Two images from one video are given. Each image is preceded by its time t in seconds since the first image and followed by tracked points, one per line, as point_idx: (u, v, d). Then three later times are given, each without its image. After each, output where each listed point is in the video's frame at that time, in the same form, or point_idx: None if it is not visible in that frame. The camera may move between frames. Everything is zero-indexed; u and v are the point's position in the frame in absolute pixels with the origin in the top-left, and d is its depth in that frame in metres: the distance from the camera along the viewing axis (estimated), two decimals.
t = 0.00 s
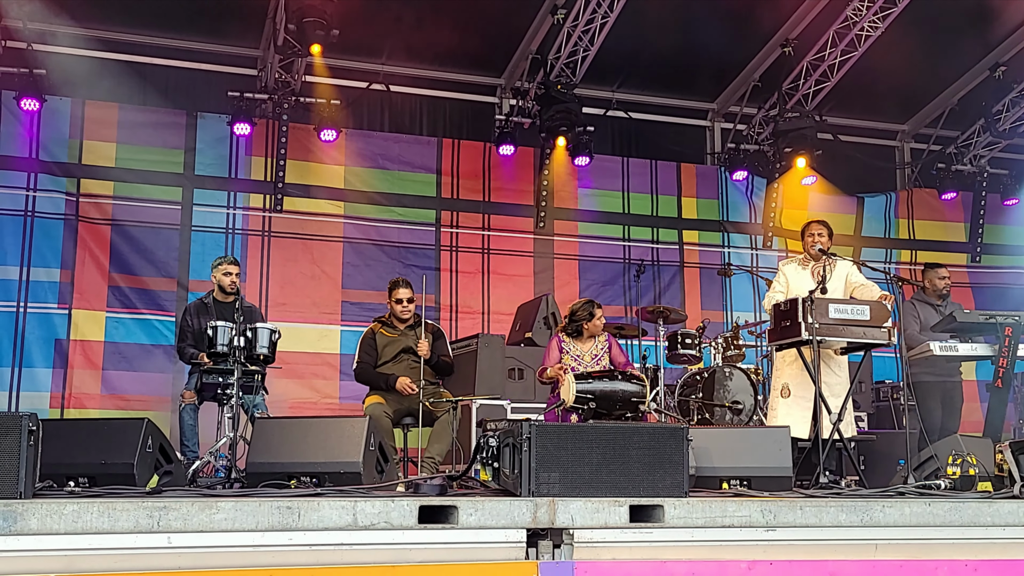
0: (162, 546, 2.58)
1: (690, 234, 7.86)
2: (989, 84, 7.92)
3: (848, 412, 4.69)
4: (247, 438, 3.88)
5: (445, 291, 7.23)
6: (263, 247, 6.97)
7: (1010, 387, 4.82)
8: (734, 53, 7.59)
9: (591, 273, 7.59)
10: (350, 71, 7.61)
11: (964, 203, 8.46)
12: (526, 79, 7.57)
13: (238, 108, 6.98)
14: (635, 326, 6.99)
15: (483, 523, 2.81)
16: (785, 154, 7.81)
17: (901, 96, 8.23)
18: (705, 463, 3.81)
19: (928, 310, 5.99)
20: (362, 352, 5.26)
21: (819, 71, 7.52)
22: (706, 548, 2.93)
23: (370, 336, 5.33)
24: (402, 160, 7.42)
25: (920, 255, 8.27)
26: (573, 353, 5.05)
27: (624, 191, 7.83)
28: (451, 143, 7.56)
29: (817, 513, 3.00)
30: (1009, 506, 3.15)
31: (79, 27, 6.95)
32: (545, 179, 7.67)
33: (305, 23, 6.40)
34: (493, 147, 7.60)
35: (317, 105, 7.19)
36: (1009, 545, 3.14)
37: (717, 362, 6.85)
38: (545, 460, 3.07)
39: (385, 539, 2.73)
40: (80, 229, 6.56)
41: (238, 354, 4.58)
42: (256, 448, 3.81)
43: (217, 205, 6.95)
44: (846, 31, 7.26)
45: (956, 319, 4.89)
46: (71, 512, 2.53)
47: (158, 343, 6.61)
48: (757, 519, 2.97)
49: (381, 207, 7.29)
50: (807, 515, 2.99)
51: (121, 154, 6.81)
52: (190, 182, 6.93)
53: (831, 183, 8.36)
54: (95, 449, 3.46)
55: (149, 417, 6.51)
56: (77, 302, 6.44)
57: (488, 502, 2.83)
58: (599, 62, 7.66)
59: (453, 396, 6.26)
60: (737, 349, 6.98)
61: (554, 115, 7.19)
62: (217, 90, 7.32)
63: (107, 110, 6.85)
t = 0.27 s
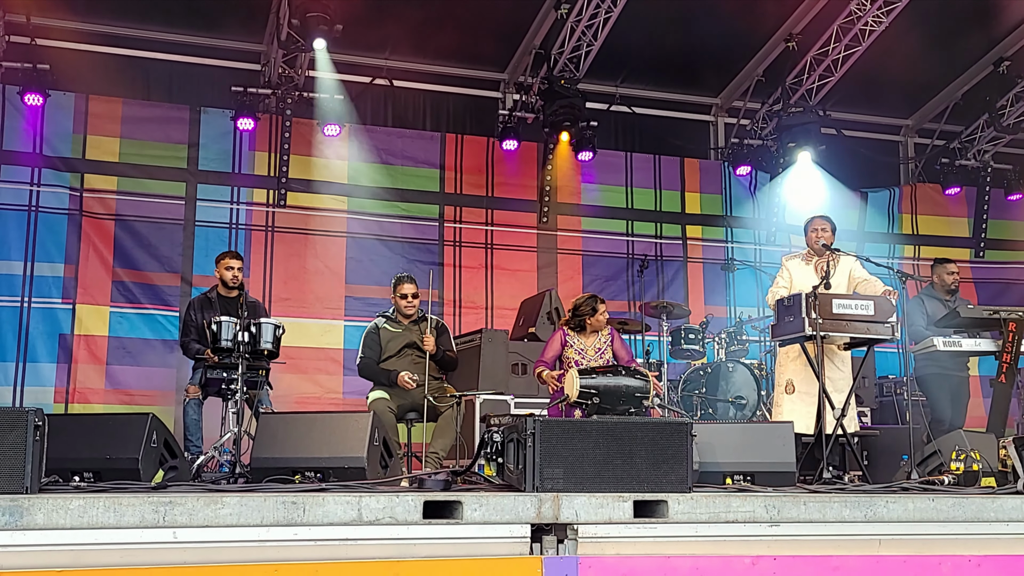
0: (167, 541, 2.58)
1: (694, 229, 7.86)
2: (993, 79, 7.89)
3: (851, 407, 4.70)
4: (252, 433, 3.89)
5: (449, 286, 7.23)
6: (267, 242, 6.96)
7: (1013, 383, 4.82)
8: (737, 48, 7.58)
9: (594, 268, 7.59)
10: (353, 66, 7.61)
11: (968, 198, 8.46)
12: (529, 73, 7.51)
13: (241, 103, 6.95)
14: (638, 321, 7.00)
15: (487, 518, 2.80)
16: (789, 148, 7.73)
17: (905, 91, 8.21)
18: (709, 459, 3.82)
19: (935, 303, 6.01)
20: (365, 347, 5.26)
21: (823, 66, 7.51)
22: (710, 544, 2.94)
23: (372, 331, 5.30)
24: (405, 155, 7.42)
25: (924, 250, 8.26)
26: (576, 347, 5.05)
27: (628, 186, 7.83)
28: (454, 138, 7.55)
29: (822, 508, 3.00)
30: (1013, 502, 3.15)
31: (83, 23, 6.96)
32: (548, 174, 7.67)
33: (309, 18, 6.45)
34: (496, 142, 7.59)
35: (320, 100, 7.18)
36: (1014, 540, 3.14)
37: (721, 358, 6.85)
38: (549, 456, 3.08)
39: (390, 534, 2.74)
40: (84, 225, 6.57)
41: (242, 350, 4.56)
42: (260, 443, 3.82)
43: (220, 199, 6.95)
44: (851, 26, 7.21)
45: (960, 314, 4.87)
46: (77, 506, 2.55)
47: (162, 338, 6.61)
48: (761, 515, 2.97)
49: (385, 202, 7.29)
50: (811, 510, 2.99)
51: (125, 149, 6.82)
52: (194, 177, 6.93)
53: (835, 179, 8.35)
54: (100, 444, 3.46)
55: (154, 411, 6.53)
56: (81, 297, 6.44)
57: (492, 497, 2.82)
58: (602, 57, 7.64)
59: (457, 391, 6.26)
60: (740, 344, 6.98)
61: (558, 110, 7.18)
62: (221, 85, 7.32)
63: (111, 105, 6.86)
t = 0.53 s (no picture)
0: (169, 539, 2.59)
1: (696, 226, 7.85)
2: (995, 76, 7.91)
3: (853, 404, 4.70)
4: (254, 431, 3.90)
5: (451, 284, 7.23)
6: (268, 239, 6.97)
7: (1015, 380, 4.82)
8: (739, 45, 7.57)
9: (596, 265, 7.58)
10: (355, 64, 7.61)
11: (969, 195, 8.45)
12: (530, 71, 7.48)
13: (242, 101, 7.02)
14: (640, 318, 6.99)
15: (489, 516, 2.81)
16: (791, 146, 7.77)
17: (907, 89, 8.20)
18: (710, 456, 3.82)
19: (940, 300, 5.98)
20: (367, 345, 5.25)
21: (824, 62, 7.49)
22: (711, 541, 2.94)
23: (375, 329, 5.30)
24: (407, 152, 7.42)
25: (926, 247, 8.25)
26: (577, 346, 5.04)
27: (630, 183, 7.83)
28: (456, 135, 7.55)
29: (823, 506, 3.00)
30: (1014, 499, 3.15)
31: (84, 20, 6.96)
32: (550, 171, 7.66)
33: (311, 15, 6.45)
34: (498, 139, 7.59)
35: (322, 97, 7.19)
36: (1015, 538, 3.14)
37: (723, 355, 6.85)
38: (550, 453, 3.08)
39: (391, 532, 2.74)
40: (85, 222, 6.57)
41: (244, 347, 4.53)
42: (262, 441, 3.83)
43: (222, 197, 6.95)
44: (852, 24, 7.20)
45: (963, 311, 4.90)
46: (79, 504, 2.56)
47: (164, 336, 6.62)
48: (762, 512, 2.97)
49: (387, 200, 7.29)
50: (812, 508, 2.99)
51: (127, 146, 6.82)
52: (196, 175, 6.94)
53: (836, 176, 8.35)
54: (102, 442, 3.47)
55: (156, 409, 6.54)
56: (83, 294, 6.45)
57: (493, 495, 2.83)
58: (604, 54, 7.64)
59: (459, 389, 6.24)
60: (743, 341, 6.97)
61: (560, 108, 7.18)
62: (222, 82, 7.32)
63: (113, 102, 6.86)
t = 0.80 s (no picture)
0: (170, 538, 2.59)
1: (697, 225, 7.84)
2: (996, 74, 7.87)
3: (853, 403, 4.70)
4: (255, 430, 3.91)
5: (452, 282, 7.24)
6: (270, 238, 6.98)
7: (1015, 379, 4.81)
8: (740, 44, 7.56)
9: (598, 264, 7.59)
10: (356, 62, 7.61)
11: (969, 194, 8.42)
12: (532, 69, 7.52)
13: (244, 98, 6.99)
14: (641, 317, 6.98)
15: (489, 515, 2.81)
16: (792, 145, 7.75)
17: (908, 87, 8.19)
18: (710, 455, 3.83)
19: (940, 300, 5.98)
20: (368, 344, 5.27)
21: (825, 61, 7.49)
22: (711, 540, 2.94)
23: (376, 327, 5.32)
24: (408, 151, 7.42)
25: (926, 246, 8.24)
26: (579, 345, 5.04)
27: (631, 182, 7.83)
28: (458, 134, 7.56)
29: (823, 504, 3.00)
30: (1013, 498, 3.15)
31: (86, 18, 6.96)
32: (552, 169, 7.67)
33: (312, 14, 6.45)
34: (500, 138, 7.60)
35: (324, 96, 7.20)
36: (1013, 536, 3.14)
37: (724, 354, 6.85)
38: (550, 452, 3.08)
39: (391, 531, 2.75)
40: (87, 220, 6.58)
41: (244, 345, 4.54)
42: (263, 439, 3.84)
43: (223, 195, 6.96)
44: (853, 23, 7.19)
45: (961, 311, 4.87)
46: (80, 503, 2.57)
47: (165, 334, 6.63)
48: (762, 511, 2.97)
49: (388, 198, 7.29)
50: (812, 507, 2.99)
51: (128, 144, 6.83)
52: (197, 173, 6.94)
53: (837, 174, 8.34)
54: (103, 440, 3.48)
55: (157, 407, 6.55)
56: (84, 292, 6.46)
57: (494, 494, 2.83)
58: (605, 52, 7.63)
59: (459, 387, 6.26)
60: (743, 340, 6.97)
61: (561, 106, 7.21)
62: (223, 80, 7.32)
63: (114, 100, 6.87)
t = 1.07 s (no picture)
0: (170, 537, 2.59)
1: (698, 223, 7.84)
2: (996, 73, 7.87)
3: (853, 401, 4.71)
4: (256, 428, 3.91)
5: (453, 280, 7.24)
6: (271, 236, 6.98)
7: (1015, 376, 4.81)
8: (741, 42, 7.56)
9: (599, 262, 7.59)
10: (357, 60, 7.61)
11: (970, 192, 8.41)
12: (534, 67, 7.51)
13: (245, 97, 6.94)
14: (643, 315, 6.99)
15: (489, 513, 2.82)
16: (792, 143, 7.75)
17: (909, 85, 8.19)
18: (711, 452, 3.83)
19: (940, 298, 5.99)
20: (368, 343, 5.26)
21: (827, 60, 7.48)
22: (711, 538, 2.95)
23: (377, 326, 5.30)
24: (409, 149, 7.42)
25: (926, 244, 8.24)
26: (581, 343, 5.05)
27: (632, 180, 7.83)
28: (459, 132, 7.56)
29: (822, 502, 3.01)
30: (1012, 496, 3.15)
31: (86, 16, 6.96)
32: (553, 168, 7.66)
33: (313, 12, 6.45)
34: (501, 136, 7.60)
35: (324, 94, 7.19)
36: (1012, 534, 3.14)
37: (725, 352, 6.86)
38: (552, 450, 3.08)
39: (392, 529, 2.75)
40: (87, 218, 6.58)
41: (245, 344, 4.59)
42: (264, 438, 3.84)
43: (225, 193, 6.96)
44: (855, 21, 7.18)
45: (961, 309, 4.86)
46: (80, 501, 2.57)
47: (165, 332, 6.64)
48: (762, 509, 2.98)
49: (389, 196, 7.29)
50: (812, 504, 3.00)
51: (129, 143, 6.83)
52: (198, 171, 6.94)
53: (838, 173, 8.34)
54: (103, 439, 3.48)
55: (157, 406, 6.55)
56: (85, 291, 6.46)
57: (495, 492, 2.84)
58: (606, 51, 7.63)
59: (460, 385, 6.29)
60: (744, 338, 6.93)
61: (562, 104, 7.20)
62: (224, 78, 7.32)
63: (115, 98, 6.87)
